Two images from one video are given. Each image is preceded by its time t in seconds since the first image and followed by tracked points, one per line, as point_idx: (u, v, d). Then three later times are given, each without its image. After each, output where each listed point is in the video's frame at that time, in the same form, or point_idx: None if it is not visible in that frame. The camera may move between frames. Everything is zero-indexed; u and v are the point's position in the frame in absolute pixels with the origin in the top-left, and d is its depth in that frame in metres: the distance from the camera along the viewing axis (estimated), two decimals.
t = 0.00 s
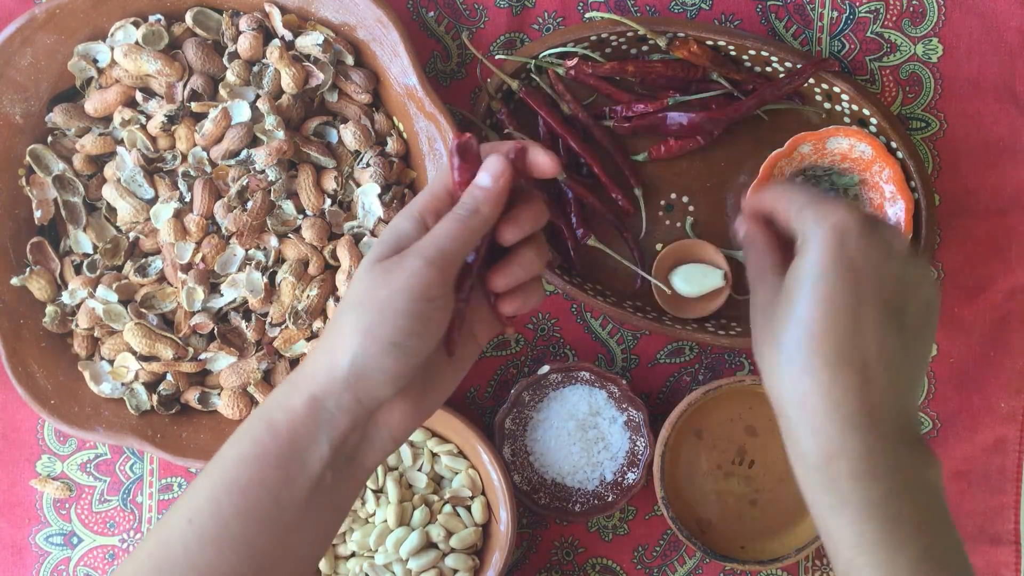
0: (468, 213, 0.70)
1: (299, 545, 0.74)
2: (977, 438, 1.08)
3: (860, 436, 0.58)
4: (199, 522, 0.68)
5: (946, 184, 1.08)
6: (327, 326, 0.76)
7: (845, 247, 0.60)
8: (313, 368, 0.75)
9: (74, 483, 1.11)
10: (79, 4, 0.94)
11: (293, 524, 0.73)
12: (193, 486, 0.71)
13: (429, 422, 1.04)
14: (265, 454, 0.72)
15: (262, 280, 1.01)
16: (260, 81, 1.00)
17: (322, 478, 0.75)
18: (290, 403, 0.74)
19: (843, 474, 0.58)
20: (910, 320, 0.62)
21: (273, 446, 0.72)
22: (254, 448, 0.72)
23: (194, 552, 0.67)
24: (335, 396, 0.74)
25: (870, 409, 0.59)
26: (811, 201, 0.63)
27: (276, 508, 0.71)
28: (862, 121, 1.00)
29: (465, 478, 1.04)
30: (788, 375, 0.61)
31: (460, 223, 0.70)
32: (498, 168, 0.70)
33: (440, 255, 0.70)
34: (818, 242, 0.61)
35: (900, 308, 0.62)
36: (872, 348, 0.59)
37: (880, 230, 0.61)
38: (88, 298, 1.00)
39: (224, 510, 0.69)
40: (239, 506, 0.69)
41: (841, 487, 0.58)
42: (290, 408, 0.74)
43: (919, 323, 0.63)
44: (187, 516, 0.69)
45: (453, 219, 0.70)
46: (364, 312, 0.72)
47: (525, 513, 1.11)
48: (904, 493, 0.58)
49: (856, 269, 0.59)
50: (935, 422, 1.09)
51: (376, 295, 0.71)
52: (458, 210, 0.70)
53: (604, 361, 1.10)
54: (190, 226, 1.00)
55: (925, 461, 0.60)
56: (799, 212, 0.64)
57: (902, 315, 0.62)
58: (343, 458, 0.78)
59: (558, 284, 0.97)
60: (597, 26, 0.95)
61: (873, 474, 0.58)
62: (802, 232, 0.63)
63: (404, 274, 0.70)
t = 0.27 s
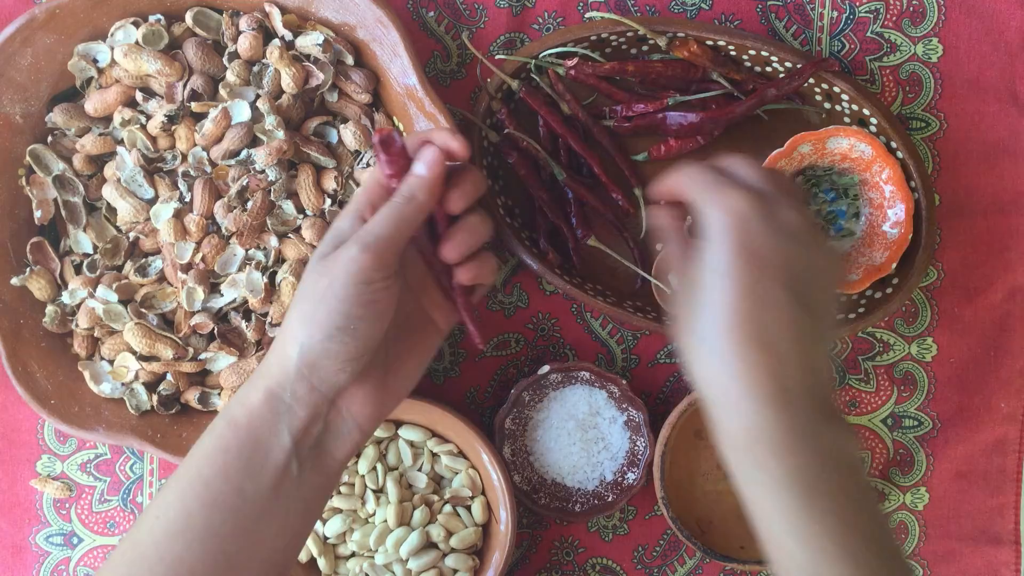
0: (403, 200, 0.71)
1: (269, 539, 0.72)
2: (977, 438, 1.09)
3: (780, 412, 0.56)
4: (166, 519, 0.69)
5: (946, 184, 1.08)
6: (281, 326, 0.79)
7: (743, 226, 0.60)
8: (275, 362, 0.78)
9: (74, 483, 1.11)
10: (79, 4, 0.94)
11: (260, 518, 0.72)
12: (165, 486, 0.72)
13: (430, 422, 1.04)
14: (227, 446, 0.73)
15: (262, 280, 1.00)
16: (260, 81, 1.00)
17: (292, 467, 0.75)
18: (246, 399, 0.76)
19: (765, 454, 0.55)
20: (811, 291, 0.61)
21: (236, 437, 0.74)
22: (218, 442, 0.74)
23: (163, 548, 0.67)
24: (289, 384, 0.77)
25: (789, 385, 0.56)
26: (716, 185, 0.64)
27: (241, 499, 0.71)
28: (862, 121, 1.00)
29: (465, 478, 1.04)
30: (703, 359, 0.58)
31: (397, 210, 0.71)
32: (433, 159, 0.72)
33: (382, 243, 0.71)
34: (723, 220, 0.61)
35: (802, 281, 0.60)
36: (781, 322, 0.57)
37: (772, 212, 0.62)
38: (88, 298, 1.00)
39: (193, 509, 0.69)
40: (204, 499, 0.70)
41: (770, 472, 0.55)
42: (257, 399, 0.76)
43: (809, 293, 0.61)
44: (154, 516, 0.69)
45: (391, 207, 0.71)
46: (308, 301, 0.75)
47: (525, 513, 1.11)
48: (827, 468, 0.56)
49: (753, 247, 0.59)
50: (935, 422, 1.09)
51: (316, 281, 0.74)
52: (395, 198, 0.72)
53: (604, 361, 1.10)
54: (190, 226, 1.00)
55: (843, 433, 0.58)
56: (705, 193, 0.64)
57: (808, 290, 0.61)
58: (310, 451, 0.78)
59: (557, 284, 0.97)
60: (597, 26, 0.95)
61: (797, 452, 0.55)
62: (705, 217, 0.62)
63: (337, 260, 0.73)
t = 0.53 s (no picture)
0: (377, 202, 0.71)
1: (255, 543, 0.73)
2: (977, 438, 1.09)
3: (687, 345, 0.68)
4: (151, 533, 0.69)
5: (947, 184, 1.08)
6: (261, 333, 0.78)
7: (660, 179, 0.72)
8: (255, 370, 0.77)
9: (74, 482, 1.11)
10: (79, 4, 0.94)
11: (245, 526, 0.72)
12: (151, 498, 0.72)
13: (430, 422, 1.04)
14: (212, 458, 0.73)
15: (262, 280, 1.00)
16: (260, 81, 1.00)
17: (276, 475, 0.75)
18: (229, 409, 0.75)
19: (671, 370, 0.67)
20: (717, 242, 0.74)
21: (221, 450, 0.73)
22: (201, 455, 0.73)
23: (149, 559, 0.68)
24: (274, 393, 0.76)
25: (685, 308, 0.69)
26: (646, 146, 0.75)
27: (229, 508, 0.72)
28: (862, 121, 1.00)
29: (465, 478, 1.04)
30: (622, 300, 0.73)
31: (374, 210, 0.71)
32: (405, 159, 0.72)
33: (363, 245, 0.72)
34: (643, 173, 0.73)
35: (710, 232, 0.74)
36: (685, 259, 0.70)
37: (680, 163, 0.74)
38: (88, 298, 1.00)
39: (177, 522, 0.70)
40: (189, 511, 0.70)
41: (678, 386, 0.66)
42: (241, 412, 0.75)
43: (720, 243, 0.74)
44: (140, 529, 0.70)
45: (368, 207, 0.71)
46: (286, 311, 0.74)
47: (525, 512, 1.11)
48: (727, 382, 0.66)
49: (669, 200, 0.72)
50: (935, 422, 1.09)
51: (294, 289, 0.73)
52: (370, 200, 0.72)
53: (604, 361, 1.10)
54: (190, 226, 1.00)
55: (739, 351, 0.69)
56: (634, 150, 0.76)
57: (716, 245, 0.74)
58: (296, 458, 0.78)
59: (557, 284, 0.97)
60: (598, 25, 0.95)
61: (696, 369, 0.67)
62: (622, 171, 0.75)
63: (318, 266, 0.72)
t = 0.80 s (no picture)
0: (466, 216, 0.69)
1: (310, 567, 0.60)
2: (977, 438, 1.09)
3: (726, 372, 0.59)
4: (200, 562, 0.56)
5: (946, 184, 1.08)
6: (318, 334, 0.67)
7: (700, 193, 0.63)
8: (307, 377, 0.64)
9: (74, 483, 1.11)
10: (79, 4, 0.94)
11: (305, 544, 0.60)
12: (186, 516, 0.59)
13: (429, 422, 1.04)
14: (271, 474, 0.59)
15: (262, 280, 1.01)
16: (260, 81, 1.00)
17: (332, 495, 0.62)
18: (292, 414, 0.62)
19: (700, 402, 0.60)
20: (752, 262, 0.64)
21: (281, 462, 0.60)
22: (257, 466, 0.60)
23: None
24: (348, 394, 0.63)
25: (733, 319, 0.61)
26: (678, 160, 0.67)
27: (290, 528, 0.59)
28: (862, 121, 1.00)
29: (465, 478, 1.04)
30: (648, 318, 0.64)
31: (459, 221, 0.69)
32: (492, 177, 0.72)
33: (442, 251, 0.67)
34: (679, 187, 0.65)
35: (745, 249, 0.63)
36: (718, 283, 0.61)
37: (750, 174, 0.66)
38: (88, 298, 1.00)
39: (237, 549, 0.57)
40: (242, 531, 0.58)
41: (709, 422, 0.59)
42: (297, 417, 0.62)
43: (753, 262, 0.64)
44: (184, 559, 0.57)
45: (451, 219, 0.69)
46: (366, 299, 0.64)
47: (525, 513, 1.11)
48: (765, 421, 0.59)
49: (706, 213, 0.63)
50: (935, 422, 1.09)
51: (371, 287, 0.64)
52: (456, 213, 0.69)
53: (604, 361, 1.10)
54: (190, 226, 1.00)
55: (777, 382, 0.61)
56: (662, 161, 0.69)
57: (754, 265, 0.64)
58: (314, 499, 0.60)
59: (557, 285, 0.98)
60: (597, 26, 0.96)
61: (735, 406, 0.59)
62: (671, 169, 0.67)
63: (408, 266, 0.65)
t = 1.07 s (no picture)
0: (506, 215, 0.73)
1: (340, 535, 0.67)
2: (977, 437, 1.09)
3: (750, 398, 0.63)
4: (237, 516, 0.62)
5: (946, 184, 1.08)
6: (347, 318, 0.74)
7: (720, 213, 0.67)
8: (342, 360, 0.71)
9: (74, 482, 1.11)
10: (79, 4, 0.94)
11: (334, 513, 0.66)
12: (227, 481, 0.64)
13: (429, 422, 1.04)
14: (308, 446, 0.66)
15: (263, 280, 1.01)
16: (260, 81, 1.00)
17: (360, 471, 0.69)
18: (331, 390, 0.69)
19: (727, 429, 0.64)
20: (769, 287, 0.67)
21: (319, 436, 0.67)
22: (293, 439, 0.66)
23: (232, 544, 0.61)
24: (380, 375, 0.71)
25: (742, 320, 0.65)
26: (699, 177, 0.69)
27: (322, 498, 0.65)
28: (862, 121, 1.00)
29: (465, 478, 1.04)
30: (670, 343, 0.67)
31: (494, 217, 0.73)
32: (536, 178, 0.75)
33: (474, 246, 0.72)
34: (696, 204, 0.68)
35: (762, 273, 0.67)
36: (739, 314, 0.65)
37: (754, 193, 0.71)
38: (88, 298, 1.00)
39: (269, 508, 0.63)
40: (280, 497, 0.64)
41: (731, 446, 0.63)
42: (334, 396, 0.69)
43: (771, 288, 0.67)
44: (223, 511, 0.63)
45: (487, 214, 0.72)
46: (400, 290, 0.70)
47: (525, 513, 1.11)
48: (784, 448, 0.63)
49: (726, 231, 0.66)
50: (935, 422, 1.09)
51: (408, 276, 0.70)
52: (493, 208, 0.73)
53: (604, 361, 1.10)
54: (190, 226, 1.00)
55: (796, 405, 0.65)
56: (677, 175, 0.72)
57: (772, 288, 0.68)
58: (352, 477, 0.68)
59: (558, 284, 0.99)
60: (597, 26, 0.96)
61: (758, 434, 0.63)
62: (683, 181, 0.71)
63: (447, 258, 0.71)
